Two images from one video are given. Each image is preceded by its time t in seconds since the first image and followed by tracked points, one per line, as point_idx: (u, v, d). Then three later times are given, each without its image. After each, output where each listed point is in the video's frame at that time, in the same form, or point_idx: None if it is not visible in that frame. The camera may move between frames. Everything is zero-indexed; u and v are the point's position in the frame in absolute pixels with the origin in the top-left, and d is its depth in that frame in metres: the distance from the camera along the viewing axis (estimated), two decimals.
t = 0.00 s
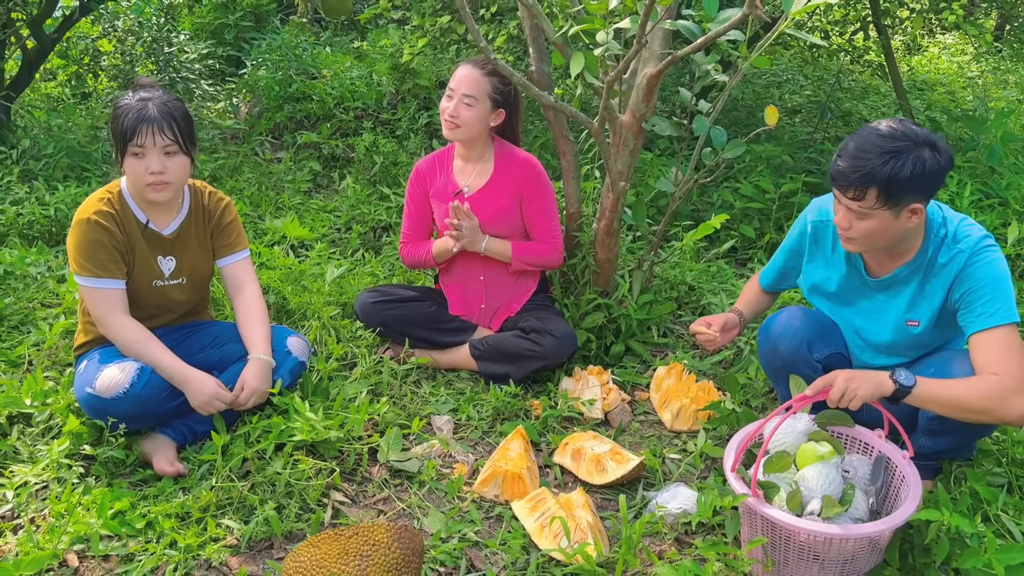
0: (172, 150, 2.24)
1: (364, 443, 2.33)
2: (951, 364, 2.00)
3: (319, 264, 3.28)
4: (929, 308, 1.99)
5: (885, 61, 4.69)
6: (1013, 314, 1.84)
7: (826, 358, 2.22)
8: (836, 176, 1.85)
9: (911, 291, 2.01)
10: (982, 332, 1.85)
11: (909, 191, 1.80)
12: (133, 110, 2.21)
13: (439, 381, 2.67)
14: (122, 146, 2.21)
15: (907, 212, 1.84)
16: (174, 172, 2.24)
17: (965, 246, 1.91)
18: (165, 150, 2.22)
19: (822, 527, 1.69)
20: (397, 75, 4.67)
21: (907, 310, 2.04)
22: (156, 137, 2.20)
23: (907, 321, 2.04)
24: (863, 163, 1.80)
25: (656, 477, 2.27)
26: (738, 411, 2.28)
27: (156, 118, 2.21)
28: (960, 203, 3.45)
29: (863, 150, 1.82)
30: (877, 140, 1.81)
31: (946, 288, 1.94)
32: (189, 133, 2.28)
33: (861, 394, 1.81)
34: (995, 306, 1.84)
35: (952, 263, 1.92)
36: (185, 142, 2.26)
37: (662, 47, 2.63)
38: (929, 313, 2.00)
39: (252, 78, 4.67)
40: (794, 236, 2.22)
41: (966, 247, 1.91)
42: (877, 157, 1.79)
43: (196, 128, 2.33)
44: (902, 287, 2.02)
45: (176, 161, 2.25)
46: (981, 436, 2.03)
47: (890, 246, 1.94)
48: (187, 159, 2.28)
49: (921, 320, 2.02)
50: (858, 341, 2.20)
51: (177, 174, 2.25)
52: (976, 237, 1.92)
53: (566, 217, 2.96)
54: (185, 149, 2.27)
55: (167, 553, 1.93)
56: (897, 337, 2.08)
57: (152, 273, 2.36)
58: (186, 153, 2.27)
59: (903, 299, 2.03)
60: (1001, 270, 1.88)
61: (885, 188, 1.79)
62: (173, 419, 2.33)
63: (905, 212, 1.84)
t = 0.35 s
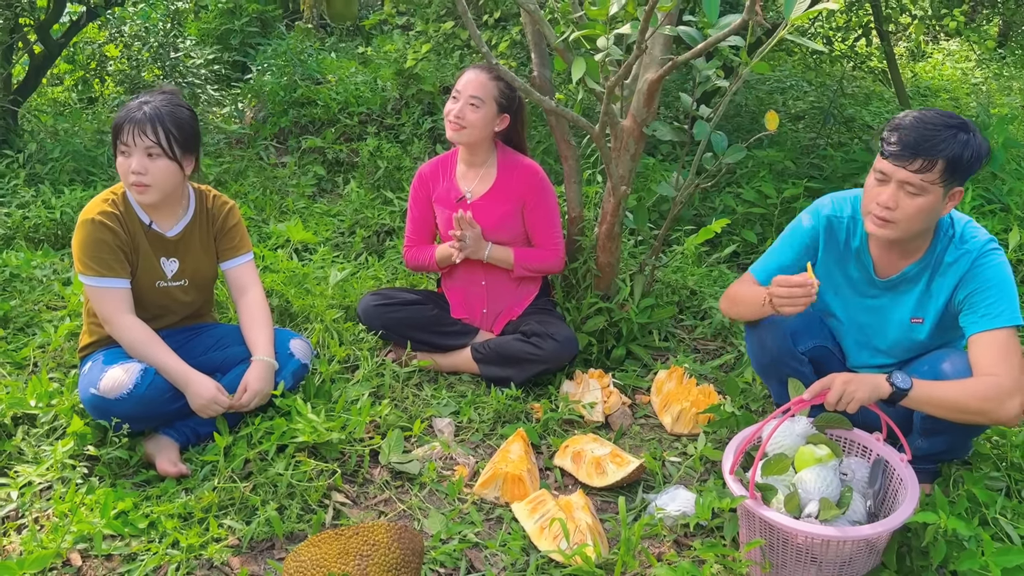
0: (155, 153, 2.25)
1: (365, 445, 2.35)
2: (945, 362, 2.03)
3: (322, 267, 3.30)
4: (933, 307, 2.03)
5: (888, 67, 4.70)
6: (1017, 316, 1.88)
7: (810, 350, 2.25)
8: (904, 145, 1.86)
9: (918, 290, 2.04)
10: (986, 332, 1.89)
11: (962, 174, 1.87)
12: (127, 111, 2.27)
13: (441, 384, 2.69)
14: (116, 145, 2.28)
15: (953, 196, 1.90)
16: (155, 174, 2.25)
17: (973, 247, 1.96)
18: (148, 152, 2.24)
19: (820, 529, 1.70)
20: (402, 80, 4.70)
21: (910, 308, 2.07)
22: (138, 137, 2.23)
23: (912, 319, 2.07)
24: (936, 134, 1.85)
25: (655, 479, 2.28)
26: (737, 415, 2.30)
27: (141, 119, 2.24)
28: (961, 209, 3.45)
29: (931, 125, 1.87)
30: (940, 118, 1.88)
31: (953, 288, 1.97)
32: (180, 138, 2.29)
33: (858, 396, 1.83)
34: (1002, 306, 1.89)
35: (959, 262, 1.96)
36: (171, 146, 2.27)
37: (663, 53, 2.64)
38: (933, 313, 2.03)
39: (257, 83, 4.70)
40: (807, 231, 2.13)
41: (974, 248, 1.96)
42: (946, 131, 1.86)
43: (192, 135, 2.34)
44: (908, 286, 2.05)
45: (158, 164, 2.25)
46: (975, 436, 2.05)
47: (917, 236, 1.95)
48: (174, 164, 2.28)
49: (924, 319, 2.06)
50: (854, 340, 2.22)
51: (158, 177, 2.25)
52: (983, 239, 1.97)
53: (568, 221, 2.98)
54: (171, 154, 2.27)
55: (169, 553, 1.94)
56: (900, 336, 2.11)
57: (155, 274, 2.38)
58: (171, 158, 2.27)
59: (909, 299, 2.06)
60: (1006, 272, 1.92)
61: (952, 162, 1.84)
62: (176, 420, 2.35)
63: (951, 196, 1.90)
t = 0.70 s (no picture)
0: (158, 158, 2.28)
1: (365, 448, 2.37)
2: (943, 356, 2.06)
3: (324, 272, 3.32)
4: (928, 299, 2.08)
5: (887, 75, 4.73)
6: (1006, 299, 1.94)
7: (809, 360, 2.25)
8: (892, 128, 1.95)
9: (912, 284, 2.09)
10: (975, 314, 1.95)
11: (947, 156, 1.97)
12: (130, 117, 2.30)
13: (441, 388, 2.71)
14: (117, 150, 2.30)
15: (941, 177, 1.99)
16: (157, 179, 2.28)
17: (961, 235, 2.04)
18: (150, 157, 2.27)
19: (814, 531, 1.71)
20: (404, 88, 4.73)
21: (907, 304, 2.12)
22: (141, 143, 2.26)
23: (909, 313, 2.11)
24: (919, 117, 1.96)
25: (653, 483, 2.30)
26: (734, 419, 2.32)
27: (144, 125, 2.27)
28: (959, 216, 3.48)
29: (914, 110, 1.98)
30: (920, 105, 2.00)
31: (944, 276, 2.03)
32: (182, 143, 2.32)
33: (842, 384, 1.95)
34: (993, 287, 1.95)
35: (948, 250, 2.04)
36: (173, 152, 2.30)
37: (661, 61, 2.68)
38: (928, 304, 2.08)
39: (261, 91, 4.74)
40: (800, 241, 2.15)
41: (962, 236, 2.04)
42: (928, 114, 1.97)
43: (193, 141, 2.37)
44: (903, 281, 2.10)
45: (161, 168, 2.28)
46: (976, 438, 2.06)
47: (911, 222, 2.02)
48: (176, 170, 2.31)
49: (921, 313, 2.10)
50: (853, 345, 2.24)
51: (161, 181, 2.28)
52: (969, 228, 2.05)
53: (568, 227, 3.01)
54: (173, 159, 2.30)
55: (171, 553, 1.96)
56: (898, 333, 2.15)
57: (157, 279, 2.41)
58: (173, 163, 2.30)
59: (904, 293, 2.11)
60: (994, 258, 1.99)
61: (938, 142, 1.94)
62: (178, 422, 2.37)
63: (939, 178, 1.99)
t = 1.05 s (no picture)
0: (166, 163, 2.31)
1: (367, 449, 2.39)
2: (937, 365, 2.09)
3: (327, 276, 3.35)
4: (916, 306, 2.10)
5: (886, 82, 4.77)
6: (990, 310, 1.97)
7: (808, 367, 2.27)
8: (868, 133, 2.00)
9: (899, 289, 2.12)
10: (959, 325, 1.98)
11: (926, 162, 2.00)
12: (137, 122, 2.34)
13: (442, 391, 2.73)
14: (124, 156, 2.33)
15: (920, 185, 2.01)
16: (166, 184, 2.31)
17: (947, 243, 2.06)
18: (158, 162, 2.30)
19: (811, 532, 1.73)
20: (407, 95, 4.77)
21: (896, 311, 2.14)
22: (149, 148, 2.30)
23: (898, 319, 2.13)
24: (895, 123, 2.00)
25: (652, 485, 2.32)
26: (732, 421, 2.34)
27: (151, 130, 2.31)
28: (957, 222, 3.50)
29: (893, 117, 2.02)
30: (902, 111, 2.03)
31: (930, 284, 2.06)
32: (189, 148, 2.36)
33: (836, 390, 1.99)
34: (977, 298, 1.97)
35: (934, 258, 2.06)
36: (180, 156, 2.33)
37: (660, 68, 2.71)
38: (916, 312, 2.10)
39: (265, 97, 4.78)
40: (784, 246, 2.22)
41: (948, 245, 2.06)
42: (907, 120, 2.01)
43: (199, 144, 2.40)
44: (891, 288, 2.13)
45: (169, 173, 2.31)
46: (971, 440, 2.08)
47: (891, 227, 2.05)
48: (183, 174, 2.35)
49: (909, 320, 2.12)
50: (847, 351, 2.26)
51: (169, 186, 2.31)
52: (956, 236, 2.07)
53: (568, 232, 3.03)
54: (180, 163, 2.33)
55: (174, 552, 1.99)
56: (889, 339, 2.17)
57: (161, 282, 2.43)
58: (181, 167, 2.33)
59: (892, 299, 2.14)
60: (980, 268, 2.01)
61: (913, 148, 1.97)
62: (182, 424, 2.39)
63: (918, 185, 2.01)
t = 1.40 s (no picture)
0: (176, 168, 2.34)
1: (370, 451, 2.41)
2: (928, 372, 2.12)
3: (330, 280, 3.38)
4: (912, 313, 2.12)
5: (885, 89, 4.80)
6: (983, 321, 1.99)
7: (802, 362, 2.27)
8: (873, 142, 2.02)
9: (896, 296, 2.14)
10: (952, 334, 1.99)
11: (928, 175, 2.01)
12: (146, 127, 2.36)
13: (444, 394, 2.75)
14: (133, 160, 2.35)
15: (920, 196, 2.03)
16: (175, 188, 2.33)
17: (946, 253, 2.08)
18: (168, 167, 2.33)
19: (810, 532, 1.74)
20: (409, 101, 4.81)
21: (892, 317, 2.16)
22: (159, 153, 2.32)
23: (893, 326, 2.15)
24: (901, 134, 2.01)
25: (653, 486, 2.33)
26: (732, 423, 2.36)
27: (161, 135, 2.33)
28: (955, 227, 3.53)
29: (899, 127, 2.03)
30: (909, 122, 2.04)
31: (926, 292, 2.08)
32: (197, 152, 2.39)
33: (816, 388, 1.96)
34: (971, 309, 1.99)
35: (932, 266, 2.08)
36: (190, 161, 2.36)
37: (661, 73, 2.74)
38: (912, 319, 2.13)
39: (268, 104, 4.81)
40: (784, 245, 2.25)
41: (947, 254, 2.08)
42: (912, 131, 2.02)
43: (207, 149, 2.43)
44: (888, 294, 2.15)
45: (178, 178, 2.34)
46: (966, 443, 2.09)
47: (889, 235, 2.07)
48: (193, 178, 2.37)
49: (905, 326, 2.14)
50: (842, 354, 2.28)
51: (179, 190, 2.34)
52: (955, 247, 2.09)
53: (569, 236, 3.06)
54: (190, 167, 2.36)
55: (179, 552, 2.00)
56: (883, 344, 2.19)
57: (167, 285, 2.46)
58: (190, 172, 2.36)
59: (888, 306, 2.16)
60: (977, 279, 2.03)
61: (915, 160, 1.98)
62: (187, 426, 2.41)
63: (918, 197, 2.03)
